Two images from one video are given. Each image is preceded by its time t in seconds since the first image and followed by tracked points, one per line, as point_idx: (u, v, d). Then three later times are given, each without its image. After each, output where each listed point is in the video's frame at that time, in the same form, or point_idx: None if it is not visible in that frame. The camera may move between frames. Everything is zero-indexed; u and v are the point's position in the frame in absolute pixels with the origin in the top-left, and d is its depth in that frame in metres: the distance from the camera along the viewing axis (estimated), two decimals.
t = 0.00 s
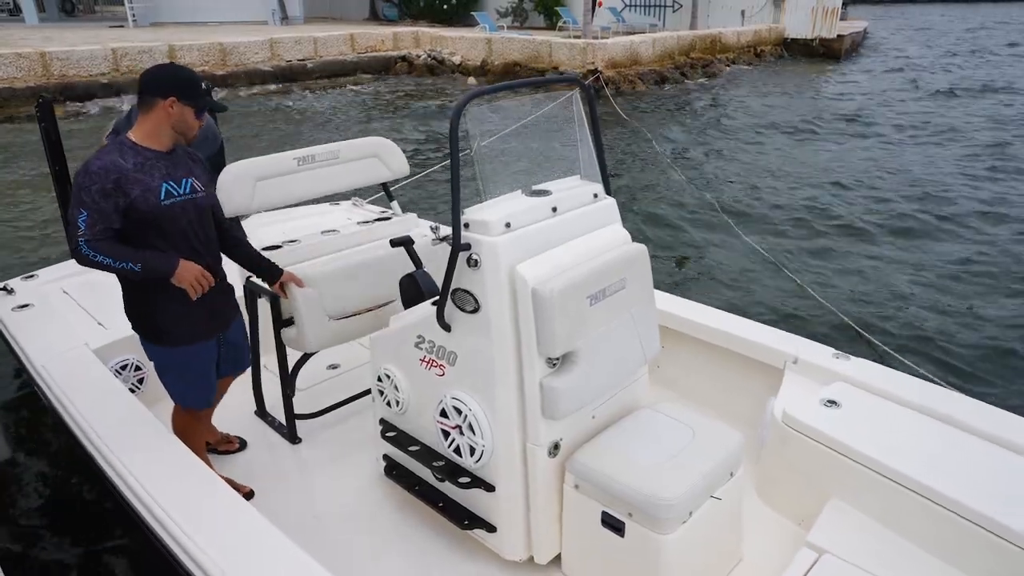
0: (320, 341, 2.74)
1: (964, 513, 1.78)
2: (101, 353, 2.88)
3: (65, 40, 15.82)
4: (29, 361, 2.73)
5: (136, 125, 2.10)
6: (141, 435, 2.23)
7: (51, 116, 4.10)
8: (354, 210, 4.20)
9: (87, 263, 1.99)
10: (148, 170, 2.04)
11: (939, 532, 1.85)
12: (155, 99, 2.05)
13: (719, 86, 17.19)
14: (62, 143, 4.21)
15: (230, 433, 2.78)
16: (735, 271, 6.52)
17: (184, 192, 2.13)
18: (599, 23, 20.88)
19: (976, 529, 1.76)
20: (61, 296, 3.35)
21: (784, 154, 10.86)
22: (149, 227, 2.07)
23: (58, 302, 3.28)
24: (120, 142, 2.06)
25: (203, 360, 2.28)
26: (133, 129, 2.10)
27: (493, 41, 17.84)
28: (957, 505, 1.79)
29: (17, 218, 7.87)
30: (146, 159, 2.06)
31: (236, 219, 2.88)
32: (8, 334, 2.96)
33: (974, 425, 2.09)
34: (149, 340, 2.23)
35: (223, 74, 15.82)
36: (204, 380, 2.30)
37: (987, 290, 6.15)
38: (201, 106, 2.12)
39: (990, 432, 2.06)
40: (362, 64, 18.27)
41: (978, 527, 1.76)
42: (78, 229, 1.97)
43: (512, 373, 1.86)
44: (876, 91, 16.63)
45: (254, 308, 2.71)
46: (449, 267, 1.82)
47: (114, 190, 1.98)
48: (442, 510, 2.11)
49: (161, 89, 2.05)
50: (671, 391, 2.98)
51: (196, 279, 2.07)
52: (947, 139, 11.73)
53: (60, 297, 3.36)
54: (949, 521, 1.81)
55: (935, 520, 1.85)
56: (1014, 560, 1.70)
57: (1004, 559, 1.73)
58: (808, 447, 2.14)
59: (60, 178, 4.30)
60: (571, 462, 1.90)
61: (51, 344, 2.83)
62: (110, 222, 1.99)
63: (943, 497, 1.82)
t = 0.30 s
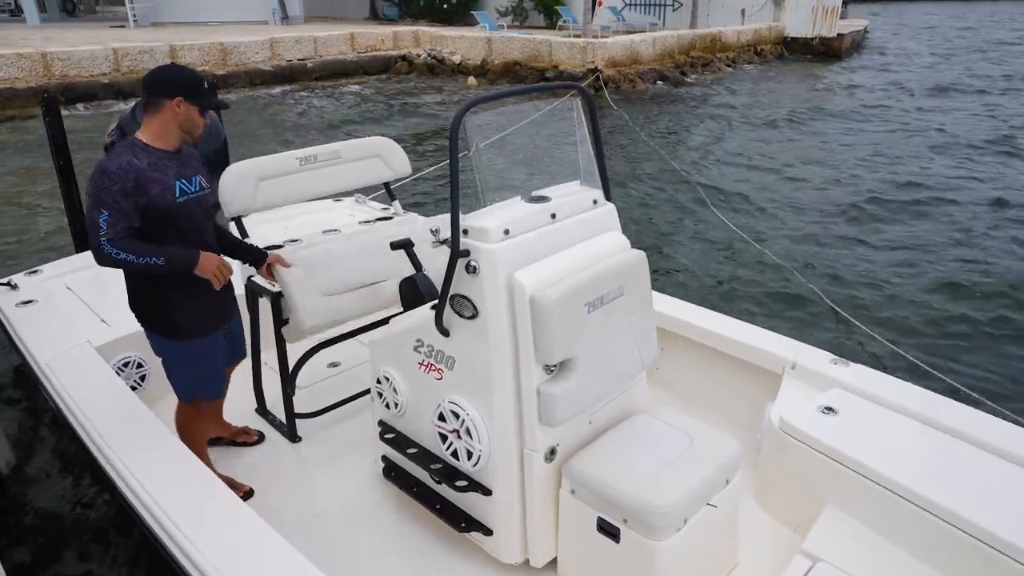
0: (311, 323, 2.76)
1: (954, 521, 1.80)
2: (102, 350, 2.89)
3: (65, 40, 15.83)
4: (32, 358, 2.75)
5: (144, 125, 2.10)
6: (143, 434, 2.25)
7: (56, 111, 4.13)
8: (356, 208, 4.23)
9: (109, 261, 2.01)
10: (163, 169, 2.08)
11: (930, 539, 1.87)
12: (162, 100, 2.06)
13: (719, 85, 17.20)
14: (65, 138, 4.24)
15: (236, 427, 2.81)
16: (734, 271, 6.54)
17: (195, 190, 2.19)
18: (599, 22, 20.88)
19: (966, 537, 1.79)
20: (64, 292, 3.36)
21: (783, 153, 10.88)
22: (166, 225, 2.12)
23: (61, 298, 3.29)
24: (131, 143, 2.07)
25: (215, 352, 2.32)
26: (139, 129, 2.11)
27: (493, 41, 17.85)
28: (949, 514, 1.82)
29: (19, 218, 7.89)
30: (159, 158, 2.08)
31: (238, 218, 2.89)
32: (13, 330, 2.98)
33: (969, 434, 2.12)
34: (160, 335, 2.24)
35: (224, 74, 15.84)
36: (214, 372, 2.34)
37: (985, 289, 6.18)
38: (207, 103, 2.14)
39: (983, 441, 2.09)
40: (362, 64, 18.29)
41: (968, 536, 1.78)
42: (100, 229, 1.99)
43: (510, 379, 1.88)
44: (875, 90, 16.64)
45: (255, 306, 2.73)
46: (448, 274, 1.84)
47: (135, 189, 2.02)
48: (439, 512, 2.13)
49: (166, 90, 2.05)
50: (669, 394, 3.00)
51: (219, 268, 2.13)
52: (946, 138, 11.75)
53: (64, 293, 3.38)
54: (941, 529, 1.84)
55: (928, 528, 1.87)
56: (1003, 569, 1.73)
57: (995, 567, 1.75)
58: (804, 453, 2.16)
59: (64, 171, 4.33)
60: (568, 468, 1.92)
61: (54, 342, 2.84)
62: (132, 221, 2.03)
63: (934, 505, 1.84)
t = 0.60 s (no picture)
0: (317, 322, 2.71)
1: (956, 520, 1.80)
2: (104, 351, 2.88)
3: (66, 39, 15.83)
4: (33, 360, 2.74)
5: (159, 118, 2.09)
6: (144, 434, 2.25)
7: (57, 114, 4.13)
8: (357, 208, 4.22)
9: (139, 247, 2.01)
10: (185, 158, 2.09)
11: (932, 539, 1.87)
12: (176, 95, 2.08)
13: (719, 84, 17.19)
14: (67, 139, 4.24)
15: (238, 427, 2.80)
16: (736, 270, 6.53)
17: (210, 179, 2.20)
18: (600, 22, 20.86)
19: (967, 537, 1.78)
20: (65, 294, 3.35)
21: (784, 153, 10.87)
22: (190, 212, 2.13)
23: (62, 300, 3.28)
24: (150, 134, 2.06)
25: (220, 339, 2.31)
26: (154, 122, 2.10)
27: (493, 40, 17.85)
28: (949, 513, 1.81)
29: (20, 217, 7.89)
30: (179, 148, 2.09)
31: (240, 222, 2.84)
32: (13, 331, 2.97)
33: (972, 433, 2.11)
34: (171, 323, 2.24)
35: (225, 73, 15.84)
36: (221, 363, 2.33)
37: (987, 288, 6.17)
38: (217, 97, 2.18)
39: (986, 440, 2.08)
40: (363, 63, 18.28)
41: (970, 535, 1.78)
42: (130, 217, 1.98)
43: (510, 380, 1.88)
44: (877, 89, 16.62)
45: (256, 307, 2.71)
46: (448, 274, 1.83)
47: (162, 177, 2.02)
48: (441, 513, 2.12)
49: (176, 86, 2.07)
50: (671, 394, 2.99)
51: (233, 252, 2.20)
52: (946, 137, 11.74)
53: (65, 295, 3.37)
54: (943, 528, 1.83)
55: (929, 528, 1.86)
56: (1004, 568, 1.72)
57: (997, 566, 1.74)
58: (805, 453, 2.15)
59: (67, 174, 4.33)
60: (569, 469, 1.91)
61: (55, 343, 2.84)
62: (160, 207, 2.03)
63: (935, 505, 1.84)
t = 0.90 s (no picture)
0: (318, 321, 2.68)
1: (966, 509, 1.78)
2: (103, 358, 2.86)
3: (67, 39, 15.81)
4: (32, 368, 2.72)
5: (170, 115, 2.08)
6: (145, 438, 2.23)
7: (55, 120, 4.11)
8: (357, 213, 4.20)
9: (171, 240, 2.02)
10: (200, 152, 2.10)
11: (941, 530, 1.85)
12: (183, 91, 2.07)
13: (720, 84, 17.15)
14: (65, 145, 4.21)
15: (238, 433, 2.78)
16: (738, 269, 6.49)
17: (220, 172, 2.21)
18: (601, 21, 20.83)
19: (978, 526, 1.76)
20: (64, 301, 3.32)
21: (786, 153, 10.83)
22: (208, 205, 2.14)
23: (61, 307, 3.25)
24: (164, 131, 2.06)
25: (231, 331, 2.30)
26: (164, 120, 2.09)
27: (494, 40, 17.83)
28: (959, 502, 1.79)
29: (19, 218, 7.86)
30: (193, 143, 2.10)
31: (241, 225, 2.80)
32: (12, 341, 2.94)
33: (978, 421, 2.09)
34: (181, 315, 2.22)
35: (225, 74, 15.82)
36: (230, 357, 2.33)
37: (992, 287, 6.13)
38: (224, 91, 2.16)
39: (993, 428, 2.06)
40: (364, 63, 18.25)
41: (980, 524, 1.76)
42: (160, 210, 1.99)
43: (513, 375, 1.85)
44: (878, 89, 16.58)
45: (256, 310, 2.69)
46: (448, 269, 1.81)
47: (184, 171, 2.03)
48: (444, 513, 2.10)
49: (183, 82, 2.06)
50: (675, 394, 2.96)
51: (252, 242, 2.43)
52: (949, 136, 11.71)
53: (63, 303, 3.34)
54: (952, 518, 1.81)
55: (939, 519, 1.84)
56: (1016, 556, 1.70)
57: (1009, 556, 1.72)
58: (811, 447, 2.13)
59: (65, 182, 4.31)
60: (574, 465, 1.89)
61: (53, 351, 2.82)
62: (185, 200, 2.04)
63: (944, 494, 1.82)
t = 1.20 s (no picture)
0: (319, 321, 2.66)
1: (973, 497, 1.77)
2: (102, 366, 2.85)
3: (68, 41, 15.81)
4: (28, 377, 2.71)
5: (173, 114, 2.08)
6: (144, 444, 2.21)
7: (50, 130, 4.10)
8: (355, 219, 4.17)
9: (168, 238, 2.00)
10: (201, 153, 2.09)
11: (949, 520, 1.84)
12: (179, 94, 2.06)
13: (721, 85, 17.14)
14: (60, 155, 4.19)
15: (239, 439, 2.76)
16: (740, 269, 6.47)
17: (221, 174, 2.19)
18: (601, 22, 20.83)
19: (986, 513, 1.75)
20: (61, 310, 3.30)
21: (787, 153, 10.80)
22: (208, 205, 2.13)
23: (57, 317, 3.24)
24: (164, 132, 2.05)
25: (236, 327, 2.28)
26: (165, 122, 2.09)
27: (494, 41, 17.83)
28: (966, 490, 1.78)
29: (19, 220, 7.84)
30: (194, 144, 2.09)
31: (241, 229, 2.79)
32: (9, 352, 2.93)
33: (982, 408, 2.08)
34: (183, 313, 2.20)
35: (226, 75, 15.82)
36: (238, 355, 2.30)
37: (996, 285, 6.10)
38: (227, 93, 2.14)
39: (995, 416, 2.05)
40: (364, 64, 18.23)
41: (988, 512, 1.75)
42: (158, 208, 1.98)
43: (515, 371, 1.84)
44: (878, 89, 16.57)
45: (255, 315, 2.67)
46: (448, 266, 1.80)
47: (183, 170, 2.02)
48: (448, 514, 2.08)
49: (180, 84, 2.05)
50: (678, 392, 2.94)
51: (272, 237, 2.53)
52: (950, 136, 11.69)
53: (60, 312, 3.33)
54: (960, 507, 1.80)
55: (947, 509, 1.83)
56: None
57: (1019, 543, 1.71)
58: (817, 442, 2.11)
59: (60, 194, 4.31)
60: (578, 461, 1.87)
61: (50, 359, 2.81)
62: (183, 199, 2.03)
63: (951, 483, 1.81)
